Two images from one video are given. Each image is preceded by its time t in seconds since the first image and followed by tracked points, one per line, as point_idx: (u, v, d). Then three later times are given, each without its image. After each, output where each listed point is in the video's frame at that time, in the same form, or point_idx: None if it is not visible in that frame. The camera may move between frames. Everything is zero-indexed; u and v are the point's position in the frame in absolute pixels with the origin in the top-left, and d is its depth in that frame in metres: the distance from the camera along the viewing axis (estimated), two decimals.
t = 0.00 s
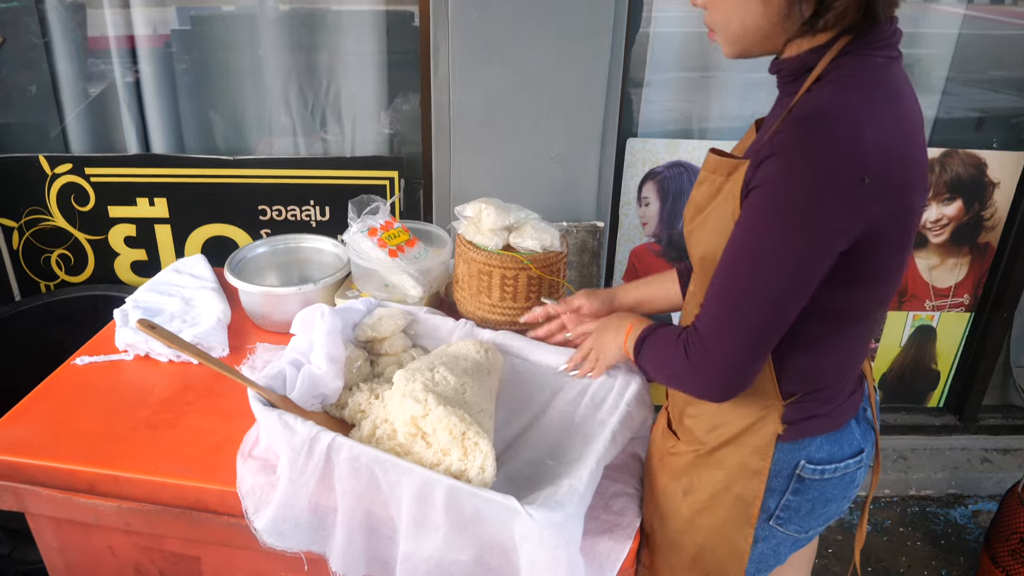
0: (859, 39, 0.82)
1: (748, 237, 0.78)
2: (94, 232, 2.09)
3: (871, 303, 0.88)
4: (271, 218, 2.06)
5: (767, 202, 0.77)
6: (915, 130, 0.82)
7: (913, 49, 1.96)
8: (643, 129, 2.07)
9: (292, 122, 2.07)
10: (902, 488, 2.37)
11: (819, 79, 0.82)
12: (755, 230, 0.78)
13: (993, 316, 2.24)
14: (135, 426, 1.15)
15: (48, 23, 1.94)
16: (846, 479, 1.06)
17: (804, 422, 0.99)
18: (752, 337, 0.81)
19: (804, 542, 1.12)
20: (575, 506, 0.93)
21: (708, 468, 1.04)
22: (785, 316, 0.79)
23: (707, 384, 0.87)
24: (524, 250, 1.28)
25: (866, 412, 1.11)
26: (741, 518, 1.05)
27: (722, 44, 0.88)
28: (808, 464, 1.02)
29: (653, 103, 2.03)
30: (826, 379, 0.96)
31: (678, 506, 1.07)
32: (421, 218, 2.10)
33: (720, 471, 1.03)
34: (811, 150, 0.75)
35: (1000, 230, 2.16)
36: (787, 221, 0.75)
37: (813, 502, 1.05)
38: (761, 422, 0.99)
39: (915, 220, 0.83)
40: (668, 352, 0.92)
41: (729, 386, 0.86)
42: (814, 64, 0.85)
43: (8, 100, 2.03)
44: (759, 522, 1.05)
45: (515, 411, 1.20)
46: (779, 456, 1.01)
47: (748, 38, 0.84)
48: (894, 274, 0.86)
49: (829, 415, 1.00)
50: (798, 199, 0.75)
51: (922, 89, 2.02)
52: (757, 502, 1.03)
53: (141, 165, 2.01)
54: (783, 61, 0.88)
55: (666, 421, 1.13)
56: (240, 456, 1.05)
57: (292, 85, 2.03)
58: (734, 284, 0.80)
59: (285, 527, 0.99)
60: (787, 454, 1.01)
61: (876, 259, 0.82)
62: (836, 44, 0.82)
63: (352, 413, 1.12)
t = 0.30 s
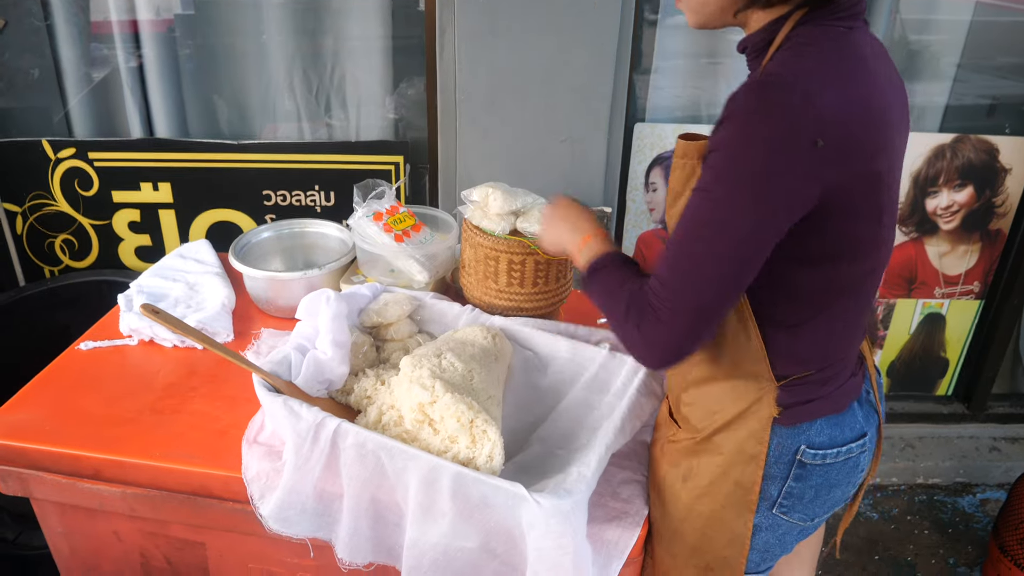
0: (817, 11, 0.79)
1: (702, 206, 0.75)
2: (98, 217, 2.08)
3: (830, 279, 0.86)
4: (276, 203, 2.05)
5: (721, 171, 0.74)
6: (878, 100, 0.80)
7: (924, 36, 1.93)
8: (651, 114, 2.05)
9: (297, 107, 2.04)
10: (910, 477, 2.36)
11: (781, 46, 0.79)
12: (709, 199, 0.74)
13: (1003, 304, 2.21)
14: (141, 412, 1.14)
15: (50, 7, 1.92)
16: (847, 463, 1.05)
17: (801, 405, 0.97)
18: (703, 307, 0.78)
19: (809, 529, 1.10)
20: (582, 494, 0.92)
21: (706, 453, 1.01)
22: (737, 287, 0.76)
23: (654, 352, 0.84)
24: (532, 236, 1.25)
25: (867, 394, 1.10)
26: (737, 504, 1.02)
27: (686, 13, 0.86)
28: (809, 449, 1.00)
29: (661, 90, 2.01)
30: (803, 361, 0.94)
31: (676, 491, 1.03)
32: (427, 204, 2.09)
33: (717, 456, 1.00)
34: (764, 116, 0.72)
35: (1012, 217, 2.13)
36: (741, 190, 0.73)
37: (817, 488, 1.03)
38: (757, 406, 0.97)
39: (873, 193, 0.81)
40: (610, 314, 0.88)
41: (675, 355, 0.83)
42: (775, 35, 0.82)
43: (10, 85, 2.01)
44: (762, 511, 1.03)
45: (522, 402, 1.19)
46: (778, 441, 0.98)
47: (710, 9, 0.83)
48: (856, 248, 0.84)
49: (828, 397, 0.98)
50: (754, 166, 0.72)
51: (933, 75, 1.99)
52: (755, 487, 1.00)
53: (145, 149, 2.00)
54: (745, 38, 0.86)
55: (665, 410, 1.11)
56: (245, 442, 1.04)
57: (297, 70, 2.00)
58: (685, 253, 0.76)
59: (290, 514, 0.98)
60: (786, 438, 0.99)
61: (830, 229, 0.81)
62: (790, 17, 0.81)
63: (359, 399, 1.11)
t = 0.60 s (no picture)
0: None
1: (579, 113, 0.81)
2: (102, 204, 2.07)
3: (761, 249, 0.87)
4: (279, 189, 2.03)
5: (609, 90, 0.79)
6: (818, 75, 0.80)
7: (934, 21, 1.91)
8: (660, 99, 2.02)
9: (301, 92, 1.99)
10: (918, 466, 2.35)
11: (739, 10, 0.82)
12: (588, 108, 0.80)
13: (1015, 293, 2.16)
14: (145, 399, 1.13)
15: None
16: (846, 451, 0.99)
17: (783, 386, 0.94)
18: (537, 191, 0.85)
19: (812, 519, 1.05)
20: (592, 483, 0.90)
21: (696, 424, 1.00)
22: (577, 192, 0.84)
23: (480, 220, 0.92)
24: (541, 222, 1.25)
25: (874, 381, 1.04)
26: (729, 480, 0.98)
27: None
28: (796, 431, 0.95)
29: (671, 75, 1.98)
30: (775, 329, 0.91)
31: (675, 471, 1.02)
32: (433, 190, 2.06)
33: (707, 427, 0.99)
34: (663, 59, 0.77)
35: None
36: (613, 110, 0.78)
37: (810, 475, 0.99)
38: (728, 381, 0.96)
39: (801, 164, 0.81)
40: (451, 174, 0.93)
41: (494, 224, 0.92)
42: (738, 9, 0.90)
43: (12, 71, 1.98)
44: (754, 497, 0.99)
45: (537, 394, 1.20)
46: (762, 422, 0.95)
47: None
48: (785, 214, 0.84)
49: (815, 378, 0.95)
50: (633, 99, 0.77)
51: (947, 58, 1.96)
52: (743, 460, 0.97)
53: (149, 134, 1.98)
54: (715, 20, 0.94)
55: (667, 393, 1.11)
56: (250, 430, 1.03)
57: (301, 53, 1.95)
58: (543, 142, 0.83)
59: (296, 502, 0.97)
60: (770, 420, 0.95)
61: (730, 188, 0.83)
62: None
63: (365, 386, 1.09)
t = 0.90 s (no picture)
0: None
1: (531, 75, 0.88)
2: (103, 189, 2.05)
3: (718, 217, 0.86)
4: (282, 174, 2.00)
5: (557, 56, 0.86)
6: (774, 47, 0.80)
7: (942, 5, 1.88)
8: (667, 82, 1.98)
9: (303, 76, 1.96)
10: (924, 452, 2.34)
11: None
12: (539, 69, 0.87)
13: None
14: (147, 386, 1.12)
15: None
16: (844, 433, 0.96)
17: (769, 365, 0.92)
18: (495, 142, 0.93)
19: (814, 506, 1.02)
20: (619, 462, 0.90)
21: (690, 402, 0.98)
22: (529, 146, 0.91)
23: (450, 167, 1.00)
24: (546, 206, 1.23)
25: (872, 362, 1.01)
26: (721, 458, 0.95)
27: None
28: (787, 411, 0.92)
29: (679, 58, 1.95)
30: (753, 301, 0.89)
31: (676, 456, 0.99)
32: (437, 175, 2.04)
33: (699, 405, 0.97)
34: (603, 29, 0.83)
35: None
36: (557, 73, 0.85)
37: (806, 458, 0.95)
38: (712, 362, 0.95)
39: (742, 130, 0.81)
40: (430, 125, 1.02)
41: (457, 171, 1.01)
42: None
43: (12, 55, 1.95)
44: (749, 481, 0.96)
45: (551, 375, 1.19)
46: (752, 403, 0.93)
47: None
48: (743, 180, 0.83)
49: (805, 357, 0.92)
50: (574, 60, 0.84)
51: (958, 41, 1.93)
52: (733, 438, 0.94)
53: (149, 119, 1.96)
54: None
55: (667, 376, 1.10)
56: (254, 430, 1.00)
57: (303, 37, 1.91)
58: (500, 98, 0.91)
59: (318, 498, 0.96)
60: (761, 400, 0.92)
61: (677, 153, 0.85)
62: None
63: (371, 379, 1.07)
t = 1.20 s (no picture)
0: None
1: (522, 56, 0.86)
2: (101, 174, 2.02)
3: (715, 196, 0.84)
4: (282, 158, 1.99)
5: (549, 36, 0.84)
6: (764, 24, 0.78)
7: None
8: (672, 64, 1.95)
9: (303, 61, 1.91)
10: (930, 438, 2.33)
11: None
12: (530, 50, 0.85)
13: None
14: (148, 373, 1.10)
15: None
16: (852, 416, 0.92)
17: (773, 346, 0.88)
18: (486, 126, 0.92)
19: (822, 488, 0.99)
20: (643, 434, 0.91)
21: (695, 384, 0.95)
22: (521, 128, 0.89)
23: (441, 151, 0.98)
24: (551, 190, 1.21)
25: (877, 343, 0.97)
26: (726, 442, 0.92)
27: None
28: (792, 393, 0.89)
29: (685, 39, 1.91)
30: (753, 280, 0.86)
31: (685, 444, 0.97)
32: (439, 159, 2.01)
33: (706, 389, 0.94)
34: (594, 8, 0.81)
35: None
36: (548, 53, 0.83)
37: (813, 441, 0.92)
38: (712, 347, 0.92)
39: (738, 106, 0.79)
40: (421, 108, 1.00)
41: (450, 155, 0.99)
42: None
43: (7, 39, 1.90)
44: (755, 466, 0.93)
45: (557, 351, 1.18)
46: (757, 386, 0.90)
47: None
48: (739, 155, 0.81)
49: (809, 337, 0.89)
50: (562, 40, 0.82)
51: (967, 24, 1.90)
52: (738, 422, 0.91)
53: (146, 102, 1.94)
54: None
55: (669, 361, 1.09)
56: (262, 431, 0.95)
57: (302, 20, 1.86)
58: (491, 80, 0.89)
59: (343, 493, 0.95)
60: (765, 382, 0.89)
61: (673, 132, 0.83)
62: None
63: (378, 370, 1.05)
